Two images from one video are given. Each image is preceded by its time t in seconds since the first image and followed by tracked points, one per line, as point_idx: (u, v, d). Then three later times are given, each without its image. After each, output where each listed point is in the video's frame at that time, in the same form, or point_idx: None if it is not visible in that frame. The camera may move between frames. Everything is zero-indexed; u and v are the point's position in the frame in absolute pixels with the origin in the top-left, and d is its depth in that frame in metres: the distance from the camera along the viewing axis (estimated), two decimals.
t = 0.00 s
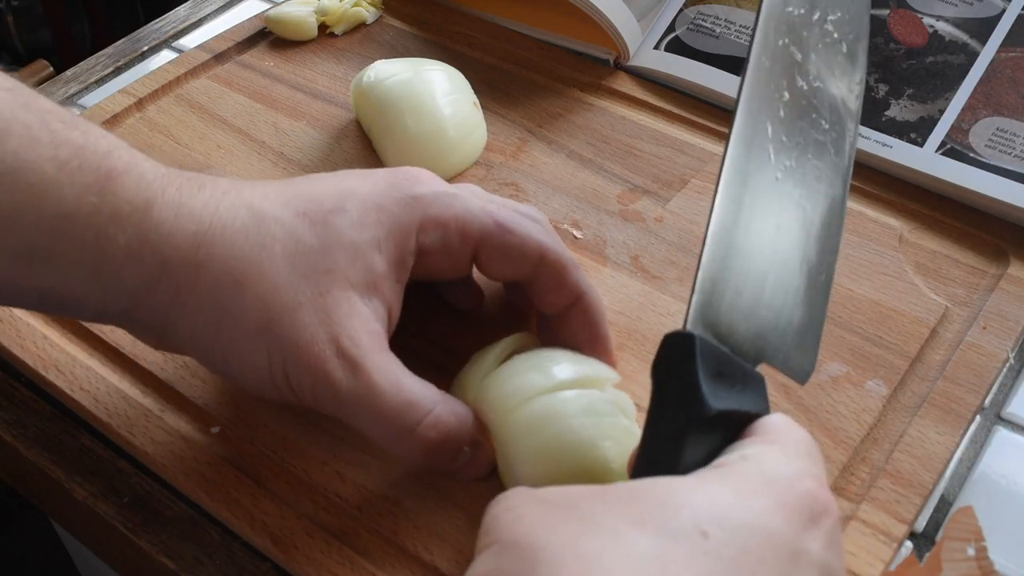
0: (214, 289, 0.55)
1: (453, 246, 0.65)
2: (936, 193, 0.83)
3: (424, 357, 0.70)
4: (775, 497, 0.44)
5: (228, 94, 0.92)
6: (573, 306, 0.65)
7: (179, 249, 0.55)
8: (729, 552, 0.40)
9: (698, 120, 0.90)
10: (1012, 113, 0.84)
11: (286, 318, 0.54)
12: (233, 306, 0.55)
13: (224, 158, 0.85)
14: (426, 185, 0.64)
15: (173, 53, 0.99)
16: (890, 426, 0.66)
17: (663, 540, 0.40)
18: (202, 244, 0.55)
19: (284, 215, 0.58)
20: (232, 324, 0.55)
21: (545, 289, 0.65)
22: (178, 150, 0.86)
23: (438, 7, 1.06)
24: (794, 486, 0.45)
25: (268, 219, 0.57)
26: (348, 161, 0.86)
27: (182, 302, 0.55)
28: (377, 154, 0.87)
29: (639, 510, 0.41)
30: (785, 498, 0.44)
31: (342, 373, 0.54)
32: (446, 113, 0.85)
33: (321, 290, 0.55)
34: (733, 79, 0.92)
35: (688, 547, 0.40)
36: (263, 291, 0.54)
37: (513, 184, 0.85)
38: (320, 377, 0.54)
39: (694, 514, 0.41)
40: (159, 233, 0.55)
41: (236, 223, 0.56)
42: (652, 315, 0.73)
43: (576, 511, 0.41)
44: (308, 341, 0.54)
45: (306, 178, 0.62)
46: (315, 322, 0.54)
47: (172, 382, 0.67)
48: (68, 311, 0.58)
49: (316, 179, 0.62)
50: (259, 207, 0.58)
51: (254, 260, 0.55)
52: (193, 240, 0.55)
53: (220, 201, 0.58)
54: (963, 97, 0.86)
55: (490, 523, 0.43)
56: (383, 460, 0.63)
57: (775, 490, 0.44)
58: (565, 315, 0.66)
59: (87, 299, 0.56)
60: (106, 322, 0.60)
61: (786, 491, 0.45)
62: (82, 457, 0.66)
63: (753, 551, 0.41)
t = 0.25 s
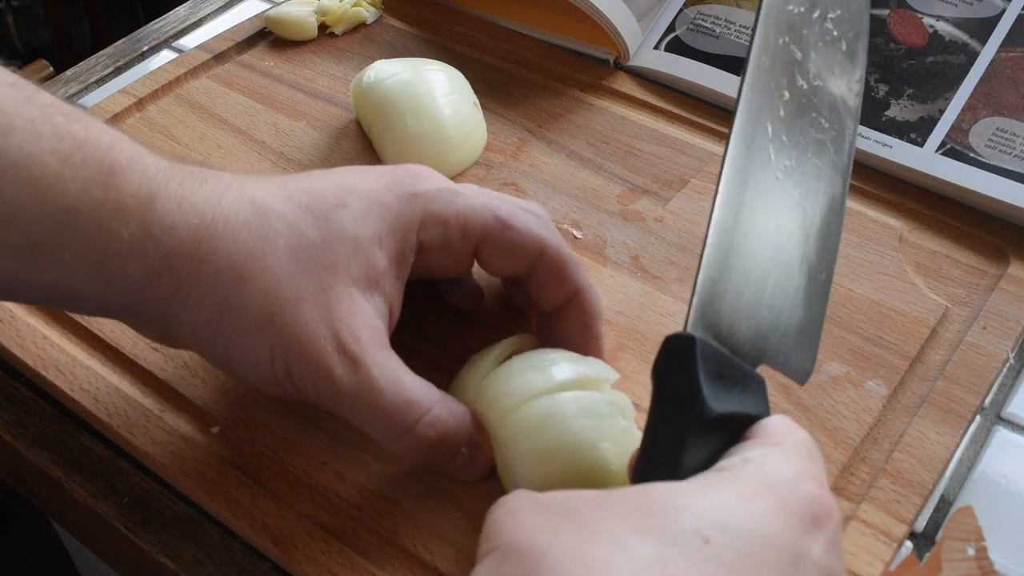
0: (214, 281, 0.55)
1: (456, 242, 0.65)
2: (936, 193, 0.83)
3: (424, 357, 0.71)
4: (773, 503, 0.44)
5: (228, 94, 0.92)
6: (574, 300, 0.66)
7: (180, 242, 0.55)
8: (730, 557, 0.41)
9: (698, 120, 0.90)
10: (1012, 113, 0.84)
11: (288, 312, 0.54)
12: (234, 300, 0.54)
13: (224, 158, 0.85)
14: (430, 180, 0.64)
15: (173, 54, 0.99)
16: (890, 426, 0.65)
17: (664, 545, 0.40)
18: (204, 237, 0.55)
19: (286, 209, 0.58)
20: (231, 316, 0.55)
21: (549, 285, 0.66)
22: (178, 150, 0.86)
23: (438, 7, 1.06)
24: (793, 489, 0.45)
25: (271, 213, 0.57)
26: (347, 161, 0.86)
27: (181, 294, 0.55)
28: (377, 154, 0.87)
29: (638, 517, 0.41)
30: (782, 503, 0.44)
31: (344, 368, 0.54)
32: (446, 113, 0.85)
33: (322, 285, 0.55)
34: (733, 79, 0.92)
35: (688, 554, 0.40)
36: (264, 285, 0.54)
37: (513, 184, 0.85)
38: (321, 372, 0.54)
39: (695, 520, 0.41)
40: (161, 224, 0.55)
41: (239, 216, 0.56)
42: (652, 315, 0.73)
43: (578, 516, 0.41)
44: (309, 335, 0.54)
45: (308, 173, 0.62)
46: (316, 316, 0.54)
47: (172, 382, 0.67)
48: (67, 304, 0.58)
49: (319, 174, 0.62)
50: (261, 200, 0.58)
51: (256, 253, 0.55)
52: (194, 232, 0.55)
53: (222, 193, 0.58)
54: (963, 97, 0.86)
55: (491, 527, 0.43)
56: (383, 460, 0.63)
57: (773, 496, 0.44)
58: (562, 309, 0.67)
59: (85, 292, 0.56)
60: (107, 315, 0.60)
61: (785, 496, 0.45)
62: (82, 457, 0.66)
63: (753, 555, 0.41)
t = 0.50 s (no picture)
0: (217, 283, 0.55)
1: (461, 242, 0.65)
2: (936, 193, 0.83)
3: (424, 357, 0.70)
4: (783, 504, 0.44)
5: (228, 94, 0.92)
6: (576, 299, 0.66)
7: (182, 244, 0.55)
8: (738, 559, 0.41)
9: (698, 121, 0.90)
10: (1012, 113, 0.84)
11: (289, 314, 0.54)
12: (235, 301, 0.55)
13: (224, 158, 0.85)
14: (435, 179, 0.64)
15: (173, 54, 0.99)
16: (890, 426, 0.65)
17: (673, 548, 0.40)
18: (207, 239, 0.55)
19: (288, 211, 0.58)
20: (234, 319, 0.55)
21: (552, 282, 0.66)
22: (178, 150, 0.86)
23: (438, 6, 1.06)
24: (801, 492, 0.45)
25: (272, 215, 0.57)
26: (348, 162, 0.86)
27: (185, 295, 0.55)
28: (377, 154, 0.87)
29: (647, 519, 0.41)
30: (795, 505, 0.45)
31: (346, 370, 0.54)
32: (446, 113, 0.85)
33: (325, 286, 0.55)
34: (733, 79, 0.92)
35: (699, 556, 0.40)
36: (266, 287, 0.54)
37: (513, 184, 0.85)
38: (323, 373, 0.54)
39: (703, 522, 0.41)
40: (163, 228, 0.55)
41: (240, 218, 0.56)
42: (652, 315, 0.73)
43: (586, 518, 0.41)
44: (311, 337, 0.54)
45: (311, 174, 0.63)
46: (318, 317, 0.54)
47: (172, 382, 0.67)
48: (74, 307, 0.58)
49: (324, 175, 0.62)
50: (264, 202, 0.58)
51: (257, 255, 0.55)
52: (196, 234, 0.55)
53: (224, 195, 0.58)
54: (963, 97, 0.86)
55: (498, 528, 0.43)
56: (383, 460, 0.63)
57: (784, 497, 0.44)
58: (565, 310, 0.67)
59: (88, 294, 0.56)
60: (110, 318, 0.60)
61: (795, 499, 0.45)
62: (82, 458, 0.66)
63: (761, 557, 0.41)
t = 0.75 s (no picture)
0: (218, 287, 0.55)
1: (461, 245, 0.65)
2: (936, 193, 0.83)
3: (424, 357, 0.71)
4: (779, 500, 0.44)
5: (228, 94, 0.92)
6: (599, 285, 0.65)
7: (182, 247, 0.55)
8: (736, 555, 0.41)
9: (698, 121, 0.90)
10: (1011, 113, 0.84)
11: (291, 319, 0.54)
12: (236, 305, 0.55)
13: (225, 158, 0.85)
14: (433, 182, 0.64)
15: (173, 54, 0.99)
16: (890, 426, 0.66)
17: (671, 544, 0.40)
18: (207, 242, 0.55)
19: (289, 215, 0.58)
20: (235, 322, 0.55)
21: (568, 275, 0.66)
22: (178, 150, 0.86)
23: (438, 6, 1.06)
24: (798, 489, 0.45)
25: (274, 218, 0.57)
26: (348, 162, 0.86)
27: (185, 297, 0.55)
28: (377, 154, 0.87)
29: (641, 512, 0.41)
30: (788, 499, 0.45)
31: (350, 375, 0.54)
32: (446, 113, 0.85)
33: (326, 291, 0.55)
34: (733, 79, 0.92)
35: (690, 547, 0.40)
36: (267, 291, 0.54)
37: (513, 184, 0.85)
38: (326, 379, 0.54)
39: (701, 519, 0.41)
40: (164, 228, 0.55)
41: (242, 222, 0.56)
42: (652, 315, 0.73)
43: (586, 515, 0.42)
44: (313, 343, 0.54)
45: (313, 178, 0.63)
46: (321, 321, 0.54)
47: (172, 382, 0.67)
48: (72, 305, 0.57)
49: (325, 180, 0.62)
50: (265, 205, 0.58)
51: (258, 259, 0.55)
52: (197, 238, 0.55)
53: (225, 199, 0.58)
54: (963, 97, 0.86)
55: (497, 526, 0.43)
56: (383, 460, 0.63)
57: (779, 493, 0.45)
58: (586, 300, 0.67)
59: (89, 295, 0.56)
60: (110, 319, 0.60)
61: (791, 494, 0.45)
62: (82, 458, 0.66)
63: (759, 553, 0.41)
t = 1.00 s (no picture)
0: (207, 310, 0.54)
1: (456, 267, 0.65)
2: (936, 193, 0.83)
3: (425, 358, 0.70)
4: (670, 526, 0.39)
5: (228, 94, 0.92)
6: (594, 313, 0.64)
7: (160, 271, 0.55)
8: None
9: (698, 121, 0.91)
10: (1011, 113, 0.84)
11: (279, 348, 0.54)
12: (226, 328, 0.54)
13: (224, 158, 0.85)
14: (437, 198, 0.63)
15: (173, 53, 0.99)
16: (890, 426, 0.65)
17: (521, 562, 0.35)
18: (198, 265, 0.55)
19: (281, 238, 0.57)
20: (224, 343, 0.54)
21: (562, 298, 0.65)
22: (178, 150, 0.86)
23: (438, 6, 1.06)
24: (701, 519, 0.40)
25: (265, 242, 0.56)
26: (348, 161, 0.86)
27: (176, 317, 0.55)
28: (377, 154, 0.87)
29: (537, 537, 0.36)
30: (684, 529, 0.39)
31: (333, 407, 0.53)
32: (446, 113, 0.85)
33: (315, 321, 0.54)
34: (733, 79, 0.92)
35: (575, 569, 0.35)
36: (256, 318, 0.54)
37: (513, 184, 0.85)
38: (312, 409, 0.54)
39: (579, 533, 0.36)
40: (154, 249, 0.55)
41: (233, 246, 0.56)
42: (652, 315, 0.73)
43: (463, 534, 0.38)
44: (299, 374, 0.53)
45: (309, 189, 0.61)
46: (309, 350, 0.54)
47: (172, 382, 0.67)
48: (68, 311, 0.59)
49: (320, 190, 0.61)
50: (256, 227, 0.57)
51: (247, 286, 0.55)
52: (188, 260, 0.55)
53: (217, 217, 0.57)
54: (963, 98, 0.86)
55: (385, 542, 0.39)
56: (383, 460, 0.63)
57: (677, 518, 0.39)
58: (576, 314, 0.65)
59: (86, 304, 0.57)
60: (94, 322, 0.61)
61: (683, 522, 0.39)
62: (82, 458, 0.66)
63: None
